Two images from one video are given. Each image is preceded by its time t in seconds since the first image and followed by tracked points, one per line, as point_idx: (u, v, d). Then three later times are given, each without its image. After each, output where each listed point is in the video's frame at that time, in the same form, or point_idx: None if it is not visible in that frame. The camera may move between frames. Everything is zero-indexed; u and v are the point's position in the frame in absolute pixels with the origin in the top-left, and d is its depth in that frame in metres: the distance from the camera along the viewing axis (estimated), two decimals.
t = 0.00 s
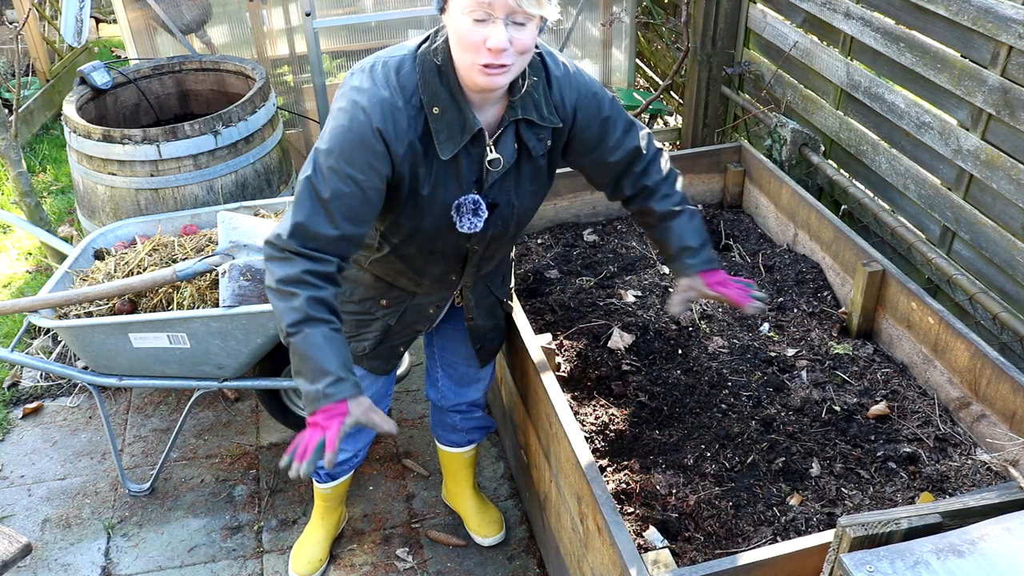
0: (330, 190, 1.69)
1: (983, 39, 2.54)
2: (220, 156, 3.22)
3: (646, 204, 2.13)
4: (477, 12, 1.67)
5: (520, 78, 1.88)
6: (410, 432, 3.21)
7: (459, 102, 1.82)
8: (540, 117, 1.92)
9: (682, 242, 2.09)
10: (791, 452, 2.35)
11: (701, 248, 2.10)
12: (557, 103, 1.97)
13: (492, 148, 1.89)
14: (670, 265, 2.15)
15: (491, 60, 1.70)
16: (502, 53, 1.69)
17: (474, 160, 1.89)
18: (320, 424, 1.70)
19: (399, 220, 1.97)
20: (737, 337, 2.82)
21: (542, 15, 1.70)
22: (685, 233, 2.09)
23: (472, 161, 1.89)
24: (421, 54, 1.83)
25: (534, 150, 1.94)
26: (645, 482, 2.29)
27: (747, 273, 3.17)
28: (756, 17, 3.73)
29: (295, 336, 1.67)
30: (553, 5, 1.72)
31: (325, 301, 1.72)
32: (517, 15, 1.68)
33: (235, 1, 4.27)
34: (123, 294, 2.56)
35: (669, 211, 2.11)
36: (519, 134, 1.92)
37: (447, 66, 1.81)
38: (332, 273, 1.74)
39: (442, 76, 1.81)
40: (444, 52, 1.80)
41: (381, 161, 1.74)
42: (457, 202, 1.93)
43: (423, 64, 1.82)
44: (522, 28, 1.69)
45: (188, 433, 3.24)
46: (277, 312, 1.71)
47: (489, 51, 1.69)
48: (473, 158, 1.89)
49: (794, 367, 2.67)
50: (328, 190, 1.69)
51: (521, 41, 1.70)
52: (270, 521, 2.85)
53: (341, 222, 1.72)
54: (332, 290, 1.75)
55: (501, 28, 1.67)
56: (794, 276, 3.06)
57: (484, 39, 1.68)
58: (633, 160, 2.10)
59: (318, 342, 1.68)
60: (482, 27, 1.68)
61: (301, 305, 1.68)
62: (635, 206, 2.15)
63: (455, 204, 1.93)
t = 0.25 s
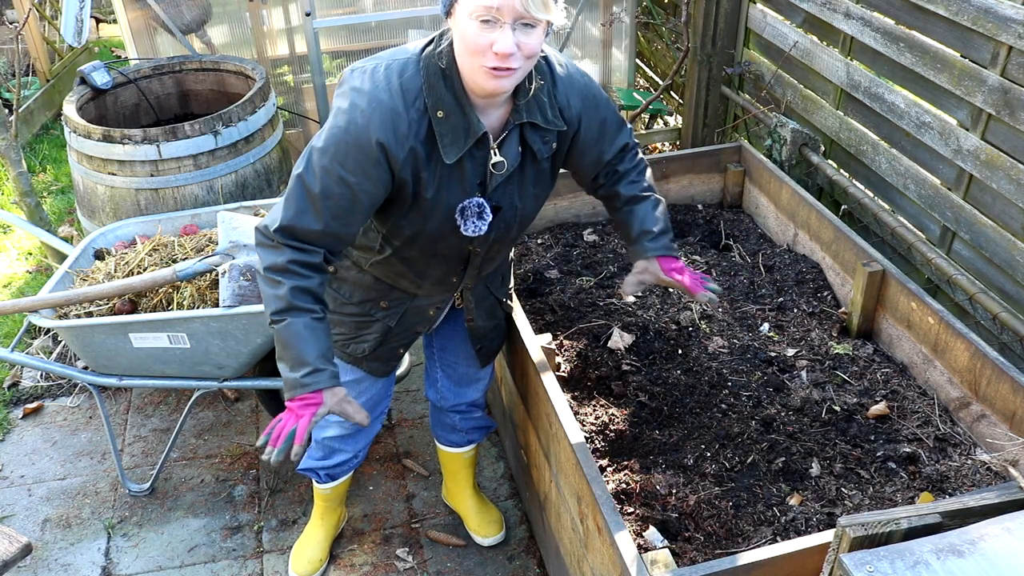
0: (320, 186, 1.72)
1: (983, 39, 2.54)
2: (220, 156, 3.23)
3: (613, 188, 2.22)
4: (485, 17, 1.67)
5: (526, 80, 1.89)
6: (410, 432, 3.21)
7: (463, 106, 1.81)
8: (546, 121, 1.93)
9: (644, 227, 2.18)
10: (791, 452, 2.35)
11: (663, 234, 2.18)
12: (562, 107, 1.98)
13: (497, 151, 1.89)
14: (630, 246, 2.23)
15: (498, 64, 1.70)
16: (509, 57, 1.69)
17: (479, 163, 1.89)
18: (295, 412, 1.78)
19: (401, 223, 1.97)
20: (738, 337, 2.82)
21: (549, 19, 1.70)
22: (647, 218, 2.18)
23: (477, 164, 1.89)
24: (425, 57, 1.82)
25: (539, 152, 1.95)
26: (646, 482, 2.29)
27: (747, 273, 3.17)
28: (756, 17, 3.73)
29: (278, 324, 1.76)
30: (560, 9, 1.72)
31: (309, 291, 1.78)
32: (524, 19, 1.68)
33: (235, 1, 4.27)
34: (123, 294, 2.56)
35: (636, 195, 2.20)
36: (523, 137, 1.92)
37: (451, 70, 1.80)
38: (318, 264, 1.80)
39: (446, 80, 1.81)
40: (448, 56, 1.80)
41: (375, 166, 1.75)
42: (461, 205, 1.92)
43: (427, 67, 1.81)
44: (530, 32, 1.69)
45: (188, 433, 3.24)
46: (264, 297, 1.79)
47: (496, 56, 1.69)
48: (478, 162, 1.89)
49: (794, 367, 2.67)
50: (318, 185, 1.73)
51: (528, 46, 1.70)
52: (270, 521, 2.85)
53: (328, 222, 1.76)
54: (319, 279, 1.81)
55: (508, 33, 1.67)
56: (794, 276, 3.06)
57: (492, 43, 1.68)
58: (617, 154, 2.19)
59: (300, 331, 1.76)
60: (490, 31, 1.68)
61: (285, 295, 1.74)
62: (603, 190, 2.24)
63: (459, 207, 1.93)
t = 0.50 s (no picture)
0: (320, 191, 1.72)
1: (983, 39, 2.54)
2: (220, 156, 3.22)
3: (609, 186, 2.23)
4: (482, 22, 1.65)
5: (526, 84, 1.89)
6: (410, 432, 3.21)
7: (462, 109, 1.81)
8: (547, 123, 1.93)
9: (641, 225, 2.21)
10: (791, 452, 2.35)
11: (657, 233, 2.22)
12: (563, 110, 1.99)
13: (495, 154, 1.89)
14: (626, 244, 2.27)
15: (496, 69, 1.69)
16: (507, 63, 1.68)
17: (478, 166, 1.89)
18: (295, 420, 1.80)
19: (401, 225, 1.97)
20: (737, 337, 2.82)
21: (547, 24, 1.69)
22: (644, 217, 2.21)
23: (476, 167, 1.89)
24: (424, 60, 1.82)
25: (538, 155, 1.94)
26: (646, 482, 2.29)
27: (747, 273, 3.17)
28: (756, 17, 3.73)
29: (278, 333, 1.76)
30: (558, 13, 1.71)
31: (309, 300, 1.79)
32: (523, 24, 1.66)
33: (235, 1, 4.27)
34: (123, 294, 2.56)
35: (631, 193, 2.22)
36: (522, 140, 1.92)
37: (450, 73, 1.80)
38: (318, 268, 1.80)
39: (445, 83, 1.81)
40: (447, 59, 1.80)
41: (374, 169, 1.75)
42: (460, 208, 1.92)
43: (425, 71, 1.81)
44: (528, 37, 1.68)
45: (188, 433, 3.24)
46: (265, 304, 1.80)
47: (494, 62, 1.68)
48: (477, 165, 1.89)
49: (794, 367, 2.67)
50: (318, 190, 1.72)
51: (527, 52, 1.70)
52: (270, 521, 2.85)
53: (326, 226, 1.76)
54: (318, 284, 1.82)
55: (506, 39, 1.66)
56: (794, 276, 3.06)
57: (489, 49, 1.67)
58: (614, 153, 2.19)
59: (301, 341, 1.76)
60: (487, 37, 1.67)
61: (285, 303, 1.75)
62: (598, 187, 2.25)
63: (458, 210, 1.93)
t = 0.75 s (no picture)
0: (305, 161, 1.73)
1: (983, 39, 2.54)
2: (220, 156, 3.22)
3: (604, 170, 2.22)
4: None
5: (524, 67, 1.84)
6: (410, 432, 3.22)
7: (457, 91, 1.76)
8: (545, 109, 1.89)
9: (635, 210, 2.23)
10: (791, 452, 2.35)
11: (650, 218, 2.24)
12: (562, 95, 1.95)
13: (494, 137, 1.83)
14: (620, 228, 2.29)
15: (486, 47, 1.66)
16: (496, 40, 1.64)
17: (476, 151, 1.83)
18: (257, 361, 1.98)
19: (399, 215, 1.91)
20: (737, 337, 2.82)
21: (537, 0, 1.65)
22: (638, 201, 2.23)
23: (474, 151, 1.83)
24: (419, 43, 1.78)
25: (538, 140, 1.90)
26: (646, 482, 2.29)
27: (747, 273, 3.17)
28: (756, 17, 3.73)
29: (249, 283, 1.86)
30: None
31: (283, 261, 1.87)
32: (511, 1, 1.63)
33: (235, 1, 4.27)
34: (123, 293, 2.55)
35: (626, 177, 2.22)
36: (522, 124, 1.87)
37: (444, 56, 1.75)
38: (296, 235, 1.86)
39: (440, 66, 1.75)
40: (441, 42, 1.75)
41: (363, 150, 1.72)
42: (460, 193, 1.85)
43: (421, 53, 1.76)
44: (518, 14, 1.65)
45: (188, 433, 3.24)
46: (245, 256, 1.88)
47: (482, 41, 1.64)
48: (475, 149, 1.83)
49: (794, 367, 2.67)
50: (305, 160, 1.73)
51: (517, 29, 1.66)
52: (270, 521, 2.85)
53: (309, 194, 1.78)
54: (294, 249, 1.88)
55: (495, 16, 1.63)
56: (794, 276, 3.06)
57: (478, 26, 1.64)
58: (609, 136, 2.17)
59: (268, 294, 1.87)
60: (476, 15, 1.64)
61: (258, 257, 1.84)
62: (591, 171, 2.23)
63: (457, 195, 1.86)
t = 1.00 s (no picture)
0: (281, 121, 1.68)
1: (983, 39, 2.54)
2: (220, 156, 3.22)
3: (595, 178, 2.07)
4: None
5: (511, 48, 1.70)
6: (410, 432, 3.21)
7: (436, 69, 1.64)
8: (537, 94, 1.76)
9: (617, 225, 2.06)
10: (791, 452, 2.35)
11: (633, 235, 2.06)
12: (555, 85, 1.81)
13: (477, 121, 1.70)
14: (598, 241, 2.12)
15: (451, 42, 1.55)
16: (459, 35, 1.53)
17: (457, 131, 1.70)
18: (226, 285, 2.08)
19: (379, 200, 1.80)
20: (738, 337, 2.82)
21: None
22: (622, 216, 2.05)
23: (455, 133, 1.70)
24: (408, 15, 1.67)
25: (524, 128, 1.75)
26: (646, 482, 2.29)
27: (747, 273, 3.17)
28: (756, 17, 3.73)
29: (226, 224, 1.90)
30: None
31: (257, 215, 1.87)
32: None
33: (235, 1, 4.27)
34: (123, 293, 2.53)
35: (614, 189, 2.06)
36: (509, 107, 1.73)
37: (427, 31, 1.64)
38: (274, 196, 1.83)
39: (422, 40, 1.65)
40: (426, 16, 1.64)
41: (335, 118, 1.64)
42: (434, 173, 1.71)
43: (407, 25, 1.66)
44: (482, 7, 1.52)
45: (188, 433, 3.24)
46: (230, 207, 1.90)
47: (444, 36, 1.54)
48: (456, 131, 1.70)
49: (794, 367, 2.67)
50: (282, 130, 1.69)
51: (482, 22, 1.53)
52: (270, 521, 2.85)
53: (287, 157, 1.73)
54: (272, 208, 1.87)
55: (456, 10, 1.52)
56: (794, 276, 3.06)
57: (440, 21, 1.53)
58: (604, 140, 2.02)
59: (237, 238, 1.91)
60: (438, 8, 1.53)
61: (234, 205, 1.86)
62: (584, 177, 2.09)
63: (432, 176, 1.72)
